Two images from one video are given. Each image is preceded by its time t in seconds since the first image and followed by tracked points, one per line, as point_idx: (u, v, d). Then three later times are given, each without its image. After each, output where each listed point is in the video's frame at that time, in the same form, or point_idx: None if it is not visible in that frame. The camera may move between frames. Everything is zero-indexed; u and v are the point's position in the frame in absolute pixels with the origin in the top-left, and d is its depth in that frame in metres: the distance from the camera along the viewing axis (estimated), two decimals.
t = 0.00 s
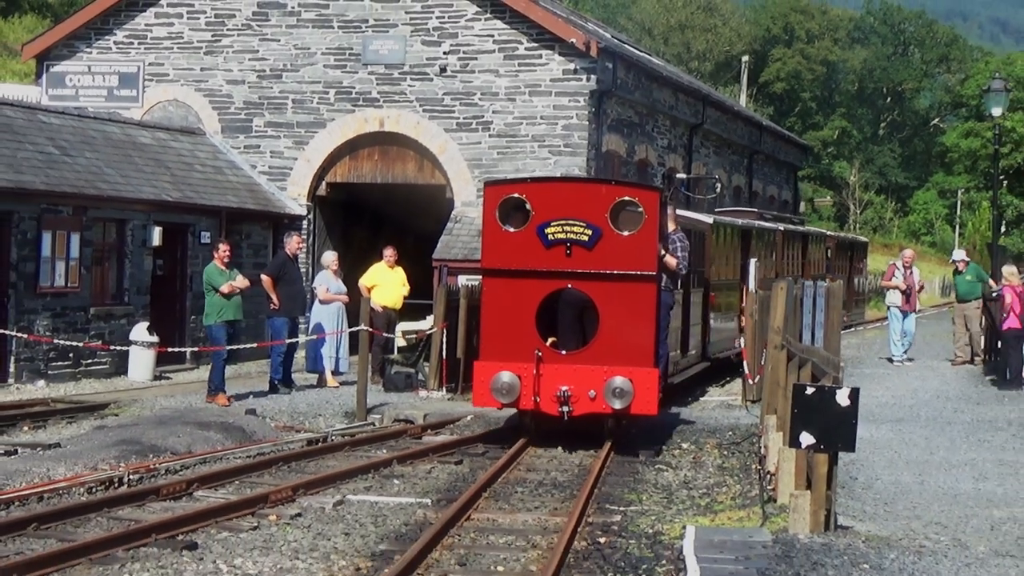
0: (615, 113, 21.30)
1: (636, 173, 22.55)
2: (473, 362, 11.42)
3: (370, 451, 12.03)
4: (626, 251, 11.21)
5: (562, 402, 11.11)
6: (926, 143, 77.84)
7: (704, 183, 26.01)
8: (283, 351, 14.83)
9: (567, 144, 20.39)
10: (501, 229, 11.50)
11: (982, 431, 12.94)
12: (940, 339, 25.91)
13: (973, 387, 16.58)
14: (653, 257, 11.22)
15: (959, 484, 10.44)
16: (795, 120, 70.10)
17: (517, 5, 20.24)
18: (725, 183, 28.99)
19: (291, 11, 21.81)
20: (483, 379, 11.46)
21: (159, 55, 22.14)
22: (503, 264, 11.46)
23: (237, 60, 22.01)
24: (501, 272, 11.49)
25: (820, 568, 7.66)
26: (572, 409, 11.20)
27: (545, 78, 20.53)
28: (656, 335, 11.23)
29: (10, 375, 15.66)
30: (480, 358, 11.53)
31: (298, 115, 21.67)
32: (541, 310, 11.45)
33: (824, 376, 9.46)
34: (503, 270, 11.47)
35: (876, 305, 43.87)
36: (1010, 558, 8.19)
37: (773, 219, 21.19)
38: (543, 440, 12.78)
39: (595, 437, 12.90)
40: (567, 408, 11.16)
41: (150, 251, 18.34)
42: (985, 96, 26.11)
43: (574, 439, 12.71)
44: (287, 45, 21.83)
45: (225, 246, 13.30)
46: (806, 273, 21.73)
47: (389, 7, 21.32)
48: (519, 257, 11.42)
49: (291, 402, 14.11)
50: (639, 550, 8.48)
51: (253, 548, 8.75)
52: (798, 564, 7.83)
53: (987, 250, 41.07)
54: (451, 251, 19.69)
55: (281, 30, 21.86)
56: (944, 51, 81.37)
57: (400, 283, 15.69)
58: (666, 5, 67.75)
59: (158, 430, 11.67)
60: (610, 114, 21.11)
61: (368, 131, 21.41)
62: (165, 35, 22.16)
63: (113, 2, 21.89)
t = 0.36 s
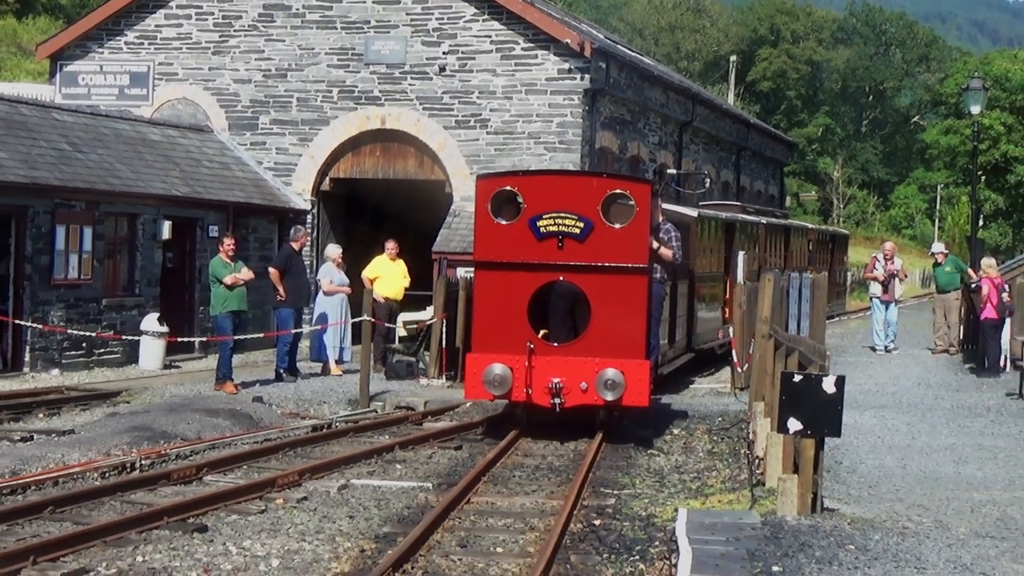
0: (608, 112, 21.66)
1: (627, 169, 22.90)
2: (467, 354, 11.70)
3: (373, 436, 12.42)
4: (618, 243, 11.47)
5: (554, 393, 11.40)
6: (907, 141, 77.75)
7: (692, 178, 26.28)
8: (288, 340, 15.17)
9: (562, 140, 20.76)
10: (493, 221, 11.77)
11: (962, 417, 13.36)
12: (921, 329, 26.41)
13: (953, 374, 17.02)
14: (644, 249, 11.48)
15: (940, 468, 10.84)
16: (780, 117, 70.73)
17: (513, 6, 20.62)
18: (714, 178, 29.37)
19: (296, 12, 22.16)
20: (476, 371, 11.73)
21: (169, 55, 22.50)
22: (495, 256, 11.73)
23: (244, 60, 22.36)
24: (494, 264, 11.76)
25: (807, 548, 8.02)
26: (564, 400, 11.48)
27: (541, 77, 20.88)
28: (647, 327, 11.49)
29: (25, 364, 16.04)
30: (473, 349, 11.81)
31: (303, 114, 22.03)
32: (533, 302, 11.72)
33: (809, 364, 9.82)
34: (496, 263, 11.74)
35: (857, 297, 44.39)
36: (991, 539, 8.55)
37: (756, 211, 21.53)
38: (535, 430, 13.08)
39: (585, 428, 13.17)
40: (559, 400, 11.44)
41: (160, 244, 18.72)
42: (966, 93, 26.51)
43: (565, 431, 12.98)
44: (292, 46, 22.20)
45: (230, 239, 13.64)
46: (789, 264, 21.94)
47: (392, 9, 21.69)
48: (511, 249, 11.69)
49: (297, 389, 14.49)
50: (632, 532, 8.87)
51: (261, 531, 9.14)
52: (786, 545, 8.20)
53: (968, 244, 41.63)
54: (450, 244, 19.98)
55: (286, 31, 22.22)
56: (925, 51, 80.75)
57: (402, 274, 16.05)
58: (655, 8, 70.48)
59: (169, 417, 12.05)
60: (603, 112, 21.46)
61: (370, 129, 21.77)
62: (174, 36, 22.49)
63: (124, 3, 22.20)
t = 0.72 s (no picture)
0: (603, 118, 22.04)
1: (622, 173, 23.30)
2: (462, 356, 11.70)
3: (379, 433, 12.81)
4: (612, 244, 11.50)
5: (550, 394, 11.42)
6: (891, 144, 78.13)
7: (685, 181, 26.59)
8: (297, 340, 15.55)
9: (559, 146, 21.12)
10: (487, 223, 11.81)
11: (946, 410, 13.78)
12: (905, 326, 26.89)
13: (937, 369, 17.45)
14: (638, 250, 11.52)
15: (926, 460, 11.23)
16: (768, 122, 71.64)
17: (511, 17, 21.02)
18: (706, 181, 29.79)
19: (302, 24, 22.57)
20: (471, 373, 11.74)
21: (180, 66, 22.93)
22: (490, 258, 11.76)
23: (253, 70, 22.77)
24: (488, 267, 11.80)
25: (799, 538, 8.39)
26: (560, 402, 11.50)
27: (539, 85, 21.28)
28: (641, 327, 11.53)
29: (43, 365, 16.44)
30: (468, 352, 11.83)
31: (308, 122, 22.42)
32: (528, 304, 11.75)
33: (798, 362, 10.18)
34: (491, 265, 11.77)
35: (844, 294, 44.88)
36: (975, 528, 8.91)
37: (742, 213, 21.89)
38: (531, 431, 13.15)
39: (580, 428, 13.28)
40: (555, 401, 11.46)
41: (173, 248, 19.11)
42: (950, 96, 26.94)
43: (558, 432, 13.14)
44: (297, 57, 22.60)
45: (239, 243, 14.01)
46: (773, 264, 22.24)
47: (395, 20, 22.08)
48: (505, 251, 11.72)
49: (305, 388, 14.88)
50: (632, 523, 9.25)
51: (272, 525, 9.52)
52: (779, 535, 8.56)
53: (950, 245, 42.21)
54: (451, 247, 20.33)
55: (293, 43, 22.62)
56: (907, 58, 81.33)
57: (404, 276, 16.44)
58: (649, 17, 70.51)
59: (182, 415, 12.42)
60: (598, 119, 21.82)
61: (374, 136, 22.16)
62: (185, 47, 22.93)
63: (135, 17, 22.59)
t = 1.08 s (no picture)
0: (617, 120, 21.98)
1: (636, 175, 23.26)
2: (469, 362, 11.47)
3: (393, 436, 12.80)
4: (623, 245, 11.27)
5: (559, 402, 11.18)
6: (907, 145, 77.90)
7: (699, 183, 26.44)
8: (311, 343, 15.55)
9: (573, 148, 21.14)
10: (494, 225, 11.57)
11: (961, 412, 13.71)
12: (922, 327, 26.80)
13: (953, 370, 17.37)
14: (649, 252, 11.28)
15: (940, 462, 11.17)
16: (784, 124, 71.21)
17: (524, 20, 21.03)
18: (721, 183, 29.72)
19: (315, 27, 22.63)
20: (478, 379, 11.52)
21: (194, 69, 23.02)
22: (497, 261, 11.52)
23: (266, 74, 22.80)
24: (495, 270, 11.55)
25: (812, 541, 8.35)
26: (569, 409, 11.27)
27: (552, 87, 21.27)
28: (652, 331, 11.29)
29: (58, 369, 16.50)
30: (475, 357, 11.59)
31: (323, 125, 22.45)
32: (536, 308, 11.51)
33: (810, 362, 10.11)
34: (498, 268, 11.53)
35: (859, 295, 44.74)
36: (989, 531, 8.85)
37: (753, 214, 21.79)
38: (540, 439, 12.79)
39: (593, 435, 12.98)
40: (564, 408, 11.22)
41: (187, 251, 19.15)
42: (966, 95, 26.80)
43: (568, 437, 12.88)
44: (311, 60, 22.64)
45: (252, 246, 14.03)
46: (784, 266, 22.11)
47: (408, 23, 22.11)
48: (513, 253, 11.48)
49: (319, 391, 14.89)
50: (646, 526, 9.22)
51: (286, 528, 9.52)
52: (791, 538, 8.52)
53: (964, 245, 42.08)
54: (465, 249, 20.33)
55: (306, 46, 22.66)
56: (924, 58, 80.63)
57: (418, 279, 16.42)
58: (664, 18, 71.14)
59: (196, 418, 12.44)
60: (612, 121, 21.77)
61: (388, 139, 22.18)
62: (199, 51, 23.01)
63: (148, 20, 22.68)
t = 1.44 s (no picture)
0: (647, 123, 21.89)
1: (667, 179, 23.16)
2: (487, 369, 11.11)
3: (420, 438, 12.78)
4: (649, 248, 10.90)
5: (581, 410, 10.79)
6: (941, 149, 77.26)
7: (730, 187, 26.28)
8: (339, 346, 15.58)
9: (603, 151, 21.12)
10: (514, 226, 11.22)
11: (991, 417, 13.55)
12: (954, 332, 26.55)
13: (984, 375, 17.19)
14: (676, 254, 10.90)
15: (968, 468, 11.04)
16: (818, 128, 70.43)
17: (554, 23, 21.00)
18: (751, 186, 29.60)
19: (345, 30, 22.67)
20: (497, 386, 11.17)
21: (225, 72, 23.11)
22: (517, 263, 11.17)
23: (297, 76, 22.82)
24: (515, 273, 11.20)
25: (835, 547, 8.27)
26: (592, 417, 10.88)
27: (582, 91, 21.23)
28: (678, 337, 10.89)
29: (88, 370, 16.62)
30: (494, 363, 11.23)
31: (353, 128, 22.51)
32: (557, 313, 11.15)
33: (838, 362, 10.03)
34: (517, 270, 11.18)
35: (891, 299, 44.47)
36: (1015, 537, 8.73)
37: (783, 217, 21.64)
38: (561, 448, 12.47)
39: (615, 444, 12.66)
40: (586, 417, 10.84)
41: (217, 253, 19.21)
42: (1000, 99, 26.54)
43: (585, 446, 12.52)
44: (341, 63, 22.69)
45: (281, 248, 14.06)
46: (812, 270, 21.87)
47: (439, 25, 22.11)
48: (534, 255, 11.13)
49: (347, 394, 14.89)
50: (669, 529, 9.20)
51: (311, 530, 9.54)
52: (816, 544, 8.44)
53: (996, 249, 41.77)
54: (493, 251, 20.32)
55: (336, 49, 22.70)
56: (958, 62, 80.77)
57: (446, 281, 16.41)
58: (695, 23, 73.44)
59: (223, 420, 12.48)
60: (643, 125, 21.68)
61: (418, 142, 22.22)
62: (230, 54, 23.11)
63: (176, 27, 22.75)
